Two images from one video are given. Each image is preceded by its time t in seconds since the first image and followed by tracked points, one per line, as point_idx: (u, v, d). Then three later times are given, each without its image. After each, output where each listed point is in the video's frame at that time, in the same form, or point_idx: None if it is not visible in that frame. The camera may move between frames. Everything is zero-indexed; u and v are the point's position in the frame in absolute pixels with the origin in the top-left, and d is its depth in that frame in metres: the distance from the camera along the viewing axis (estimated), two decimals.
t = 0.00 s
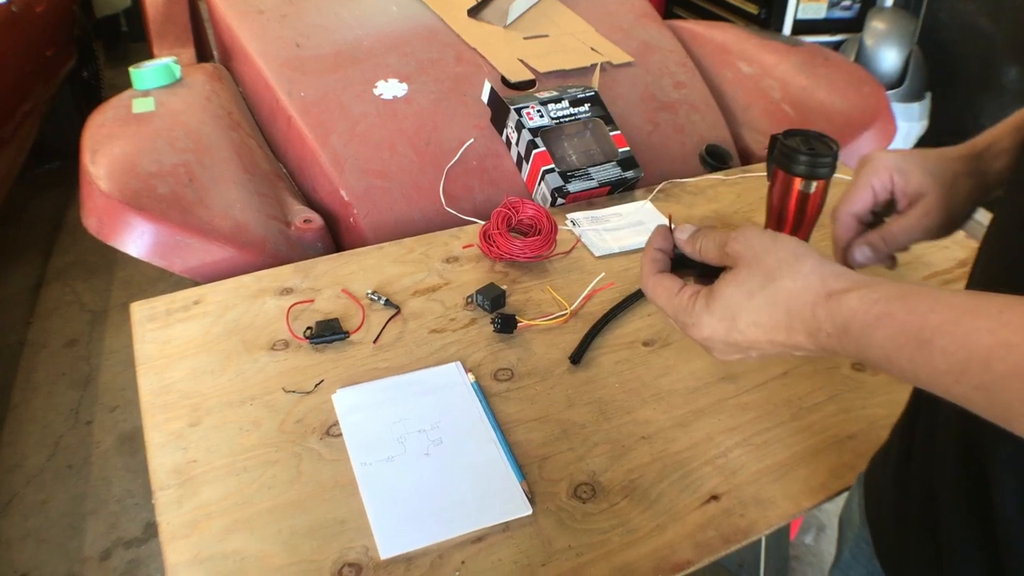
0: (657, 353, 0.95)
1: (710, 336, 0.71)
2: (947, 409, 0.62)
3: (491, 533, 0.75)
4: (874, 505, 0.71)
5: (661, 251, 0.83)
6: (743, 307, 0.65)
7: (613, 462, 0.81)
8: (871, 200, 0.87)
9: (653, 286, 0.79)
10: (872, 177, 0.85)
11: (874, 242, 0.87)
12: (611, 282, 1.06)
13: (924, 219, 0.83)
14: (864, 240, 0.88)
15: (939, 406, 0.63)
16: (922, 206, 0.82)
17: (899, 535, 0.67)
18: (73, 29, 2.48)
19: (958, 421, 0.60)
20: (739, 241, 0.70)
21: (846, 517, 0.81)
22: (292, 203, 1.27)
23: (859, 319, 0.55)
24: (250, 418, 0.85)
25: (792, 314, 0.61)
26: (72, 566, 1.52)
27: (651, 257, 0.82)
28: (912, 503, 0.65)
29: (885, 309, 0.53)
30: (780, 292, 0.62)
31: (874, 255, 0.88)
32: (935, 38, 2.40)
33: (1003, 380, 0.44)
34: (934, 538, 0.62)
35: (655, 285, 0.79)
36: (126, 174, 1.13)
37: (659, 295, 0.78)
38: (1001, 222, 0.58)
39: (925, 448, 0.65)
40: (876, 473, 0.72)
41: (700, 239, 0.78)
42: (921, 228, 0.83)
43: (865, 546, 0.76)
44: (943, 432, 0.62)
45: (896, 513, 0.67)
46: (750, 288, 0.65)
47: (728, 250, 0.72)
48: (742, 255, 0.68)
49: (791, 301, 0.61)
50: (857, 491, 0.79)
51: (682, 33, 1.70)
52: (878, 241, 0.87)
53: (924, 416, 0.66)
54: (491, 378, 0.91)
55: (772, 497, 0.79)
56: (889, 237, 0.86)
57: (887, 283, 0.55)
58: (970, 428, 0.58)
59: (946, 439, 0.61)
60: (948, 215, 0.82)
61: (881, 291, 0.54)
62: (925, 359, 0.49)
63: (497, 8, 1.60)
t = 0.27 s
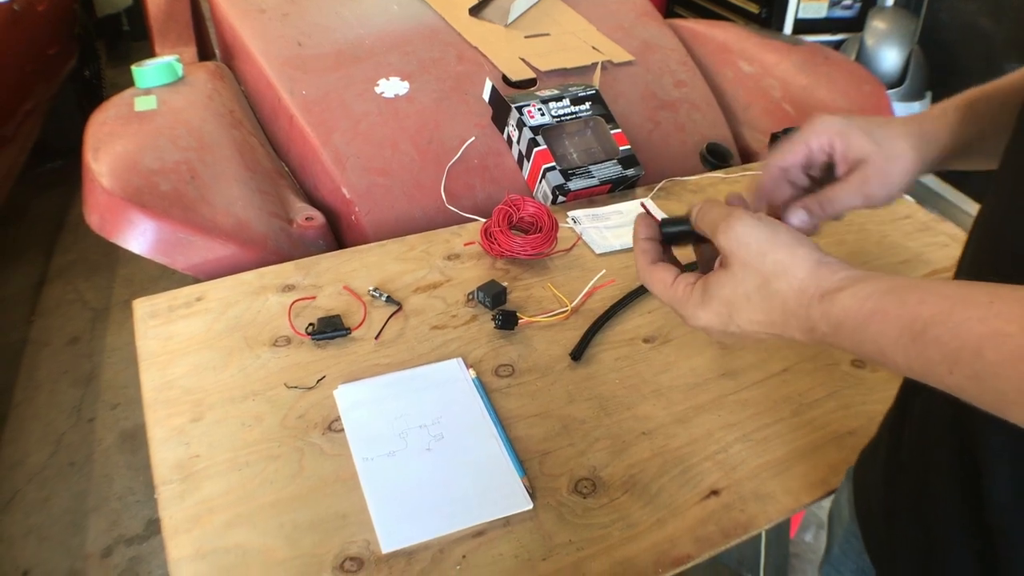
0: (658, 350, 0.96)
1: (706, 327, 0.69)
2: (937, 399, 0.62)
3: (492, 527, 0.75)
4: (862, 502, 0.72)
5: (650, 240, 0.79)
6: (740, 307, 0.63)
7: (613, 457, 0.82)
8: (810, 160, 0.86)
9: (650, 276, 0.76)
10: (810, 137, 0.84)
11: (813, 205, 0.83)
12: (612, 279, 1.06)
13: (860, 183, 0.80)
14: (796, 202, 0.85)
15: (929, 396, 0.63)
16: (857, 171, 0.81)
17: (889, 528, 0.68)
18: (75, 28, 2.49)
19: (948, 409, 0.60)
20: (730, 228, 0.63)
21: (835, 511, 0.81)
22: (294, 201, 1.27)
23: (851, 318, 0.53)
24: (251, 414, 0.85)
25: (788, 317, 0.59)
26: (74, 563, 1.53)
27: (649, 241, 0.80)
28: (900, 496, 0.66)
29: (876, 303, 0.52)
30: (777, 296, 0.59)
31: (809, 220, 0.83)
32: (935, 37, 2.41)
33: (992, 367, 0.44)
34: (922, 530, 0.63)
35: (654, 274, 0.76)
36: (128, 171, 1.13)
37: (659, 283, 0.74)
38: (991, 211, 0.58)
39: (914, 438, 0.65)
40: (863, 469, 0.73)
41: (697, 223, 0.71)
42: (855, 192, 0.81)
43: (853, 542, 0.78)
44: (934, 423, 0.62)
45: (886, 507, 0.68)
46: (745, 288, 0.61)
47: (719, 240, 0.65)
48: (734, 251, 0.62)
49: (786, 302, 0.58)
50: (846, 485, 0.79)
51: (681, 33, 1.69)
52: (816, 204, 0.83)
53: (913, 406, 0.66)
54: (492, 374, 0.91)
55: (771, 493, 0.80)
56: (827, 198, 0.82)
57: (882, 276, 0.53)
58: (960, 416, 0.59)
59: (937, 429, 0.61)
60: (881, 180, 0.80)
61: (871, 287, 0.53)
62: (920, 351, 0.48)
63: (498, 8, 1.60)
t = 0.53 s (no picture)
0: (660, 347, 0.96)
1: (702, 310, 0.69)
2: (931, 390, 0.63)
3: (496, 520, 0.76)
4: (855, 497, 0.72)
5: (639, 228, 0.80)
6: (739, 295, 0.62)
7: (616, 452, 0.82)
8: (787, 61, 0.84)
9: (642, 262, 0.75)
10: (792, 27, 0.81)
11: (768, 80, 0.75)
12: (615, 276, 1.07)
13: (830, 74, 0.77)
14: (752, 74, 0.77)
15: (923, 389, 0.64)
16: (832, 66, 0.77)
17: (881, 522, 0.68)
18: (79, 28, 2.50)
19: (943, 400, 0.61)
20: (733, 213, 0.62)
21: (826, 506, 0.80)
22: (299, 198, 1.28)
23: (852, 314, 0.52)
24: (257, 409, 0.86)
25: (785, 308, 0.58)
26: (77, 560, 1.53)
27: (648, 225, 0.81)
28: (894, 491, 0.66)
29: (876, 300, 0.51)
30: (777, 286, 0.58)
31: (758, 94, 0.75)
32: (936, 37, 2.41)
33: (1001, 360, 0.44)
34: (917, 524, 0.63)
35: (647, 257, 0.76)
36: (134, 168, 1.14)
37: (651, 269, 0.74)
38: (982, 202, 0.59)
39: (908, 430, 0.65)
40: (854, 464, 0.74)
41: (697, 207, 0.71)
42: (822, 84, 0.77)
43: (845, 536, 0.76)
44: (929, 415, 0.62)
45: (879, 502, 0.68)
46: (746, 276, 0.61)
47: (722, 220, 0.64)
48: (737, 236, 0.61)
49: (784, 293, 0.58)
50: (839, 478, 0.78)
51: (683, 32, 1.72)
52: (773, 82, 0.75)
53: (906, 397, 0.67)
54: (496, 370, 0.92)
55: (772, 488, 0.80)
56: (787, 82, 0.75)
57: (888, 270, 0.53)
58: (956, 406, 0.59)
59: (933, 420, 0.62)
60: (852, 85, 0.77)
61: (871, 281, 0.52)
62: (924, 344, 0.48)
63: (502, 7, 1.61)
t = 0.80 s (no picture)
0: (670, 342, 0.97)
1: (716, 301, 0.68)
2: (942, 384, 0.63)
3: (509, 512, 0.76)
4: (866, 497, 0.72)
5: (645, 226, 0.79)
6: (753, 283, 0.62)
7: (628, 445, 0.83)
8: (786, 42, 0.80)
9: (650, 264, 0.74)
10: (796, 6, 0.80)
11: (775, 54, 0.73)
12: (625, 271, 1.07)
13: (840, 50, 0.76)
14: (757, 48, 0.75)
15: (934, 384, 0.64)
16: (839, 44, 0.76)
17: (895, 521, 0.68)
18: (84, 25, 2.50)
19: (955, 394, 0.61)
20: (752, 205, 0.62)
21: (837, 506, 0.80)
22: (307, 194, 1.28)
23: (879, 308, 0.53)
24: (268, 402, 0.86)
25: (804, 296, 0.59)
26: (83, 556, 1.53)
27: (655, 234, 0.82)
28: (907, 489, 0.66)
29: (902, 292, 0.52)
30: (794, 275, 0.58)
31: (766, 69, 0.73)
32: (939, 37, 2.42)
33: None
34: (932, 522, 0.64)
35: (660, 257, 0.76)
36: (144, 163, 1.14)
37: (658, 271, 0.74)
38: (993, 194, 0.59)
39: (919, 425, 0.65)
40: (863, 463, 0.74)
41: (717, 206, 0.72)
42: (832, 60, 0.75)
43: (857, 536, 0.76)
44: (941, 409, 0.62)
45: (892, 502, 0.68)
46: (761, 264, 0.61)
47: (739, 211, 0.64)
48: (754, 226, 0.62)
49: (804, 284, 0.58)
50: (847, 477, 0.79)
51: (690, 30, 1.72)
52: (780, 56, 0.73)
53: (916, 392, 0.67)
54: (507, 364, 0.92)
55: (783, 481, 0.81)
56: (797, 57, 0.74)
57: (912, 262, 0.53)
58: (968, 400, 0.59)
59: (945, 414, 0.62)
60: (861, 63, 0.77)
61: (897, 273, 0.53)
62: (954, 335, 0.49)
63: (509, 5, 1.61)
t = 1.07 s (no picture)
0: (685, 336, 0.96)
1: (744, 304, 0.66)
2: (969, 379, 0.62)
3: (525, 505, 0.76)
4: (887, 496, 0.72)
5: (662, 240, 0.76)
6: (780, 281, 0.61)
7: (644, 439, 0.83)
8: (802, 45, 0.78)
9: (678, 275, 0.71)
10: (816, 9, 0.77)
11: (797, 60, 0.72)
12: (639, 266, 1.07)
13: (861, 54, 0.74)
14: (778, 55, 0.74)
15: (961, 380, 0.63)
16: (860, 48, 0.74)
17: (919, 521, 0.67)
18: (92, 21, 2.50)
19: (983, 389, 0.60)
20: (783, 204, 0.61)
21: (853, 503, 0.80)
22: (319, 188, 1.28)
23: (913, 307, 0.52)
24: (282, 394, 0.86)
25: (833, 293, 0.58)
26: (91, 550, 1.53)
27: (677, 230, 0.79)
28: (932, 487, 0.66)
29: (940, 291, 0.51)
30: (826, 273, 0.57)
31: (789, 76, 0.72)
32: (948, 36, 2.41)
33: None
34: (957, 521, 0.63)
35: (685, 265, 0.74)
36: (155, 156, 1.14)
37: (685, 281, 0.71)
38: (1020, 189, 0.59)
39: (944, 419, 0.65)
40: (881, 462, 0.73)
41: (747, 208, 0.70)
42: (854, 65, 0.74)
43: (873, 534, 0.76)
44: (968, 403, 0.62)
45: (916, 502, 0.68)
46: (790, 262, 0.60)
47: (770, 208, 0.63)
48: (784, 224, 0.61)
49: (832, 280, 0.57)
50: (864, 474, 0.78)
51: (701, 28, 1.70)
52: (802, 63, 0.72)
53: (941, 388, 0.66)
54: (522, 357, 0.92)
55: (800, 475, 0.80)
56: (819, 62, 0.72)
57: (945, 260, 0.53)
58: (1000, 394, 0.58)
59: (972, 409, 0.61)
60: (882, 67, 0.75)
61: (931, 271, 0.52)
62: (990, 336, 0.48)
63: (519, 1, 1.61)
